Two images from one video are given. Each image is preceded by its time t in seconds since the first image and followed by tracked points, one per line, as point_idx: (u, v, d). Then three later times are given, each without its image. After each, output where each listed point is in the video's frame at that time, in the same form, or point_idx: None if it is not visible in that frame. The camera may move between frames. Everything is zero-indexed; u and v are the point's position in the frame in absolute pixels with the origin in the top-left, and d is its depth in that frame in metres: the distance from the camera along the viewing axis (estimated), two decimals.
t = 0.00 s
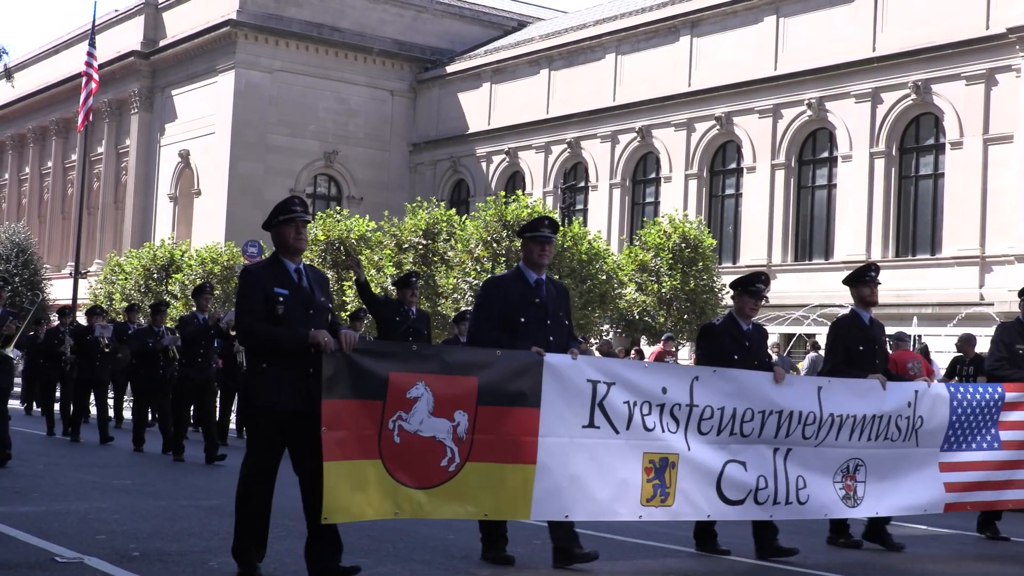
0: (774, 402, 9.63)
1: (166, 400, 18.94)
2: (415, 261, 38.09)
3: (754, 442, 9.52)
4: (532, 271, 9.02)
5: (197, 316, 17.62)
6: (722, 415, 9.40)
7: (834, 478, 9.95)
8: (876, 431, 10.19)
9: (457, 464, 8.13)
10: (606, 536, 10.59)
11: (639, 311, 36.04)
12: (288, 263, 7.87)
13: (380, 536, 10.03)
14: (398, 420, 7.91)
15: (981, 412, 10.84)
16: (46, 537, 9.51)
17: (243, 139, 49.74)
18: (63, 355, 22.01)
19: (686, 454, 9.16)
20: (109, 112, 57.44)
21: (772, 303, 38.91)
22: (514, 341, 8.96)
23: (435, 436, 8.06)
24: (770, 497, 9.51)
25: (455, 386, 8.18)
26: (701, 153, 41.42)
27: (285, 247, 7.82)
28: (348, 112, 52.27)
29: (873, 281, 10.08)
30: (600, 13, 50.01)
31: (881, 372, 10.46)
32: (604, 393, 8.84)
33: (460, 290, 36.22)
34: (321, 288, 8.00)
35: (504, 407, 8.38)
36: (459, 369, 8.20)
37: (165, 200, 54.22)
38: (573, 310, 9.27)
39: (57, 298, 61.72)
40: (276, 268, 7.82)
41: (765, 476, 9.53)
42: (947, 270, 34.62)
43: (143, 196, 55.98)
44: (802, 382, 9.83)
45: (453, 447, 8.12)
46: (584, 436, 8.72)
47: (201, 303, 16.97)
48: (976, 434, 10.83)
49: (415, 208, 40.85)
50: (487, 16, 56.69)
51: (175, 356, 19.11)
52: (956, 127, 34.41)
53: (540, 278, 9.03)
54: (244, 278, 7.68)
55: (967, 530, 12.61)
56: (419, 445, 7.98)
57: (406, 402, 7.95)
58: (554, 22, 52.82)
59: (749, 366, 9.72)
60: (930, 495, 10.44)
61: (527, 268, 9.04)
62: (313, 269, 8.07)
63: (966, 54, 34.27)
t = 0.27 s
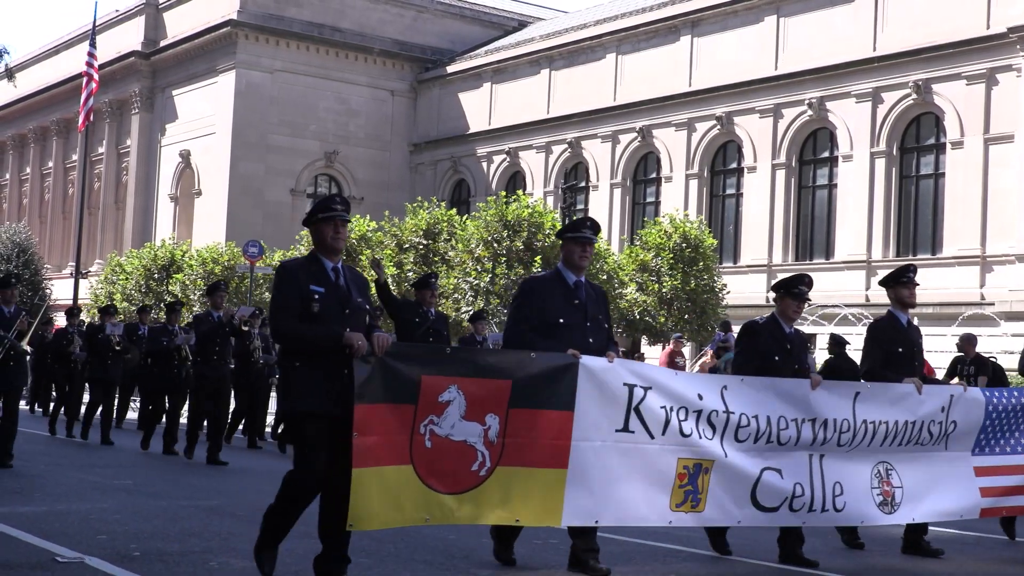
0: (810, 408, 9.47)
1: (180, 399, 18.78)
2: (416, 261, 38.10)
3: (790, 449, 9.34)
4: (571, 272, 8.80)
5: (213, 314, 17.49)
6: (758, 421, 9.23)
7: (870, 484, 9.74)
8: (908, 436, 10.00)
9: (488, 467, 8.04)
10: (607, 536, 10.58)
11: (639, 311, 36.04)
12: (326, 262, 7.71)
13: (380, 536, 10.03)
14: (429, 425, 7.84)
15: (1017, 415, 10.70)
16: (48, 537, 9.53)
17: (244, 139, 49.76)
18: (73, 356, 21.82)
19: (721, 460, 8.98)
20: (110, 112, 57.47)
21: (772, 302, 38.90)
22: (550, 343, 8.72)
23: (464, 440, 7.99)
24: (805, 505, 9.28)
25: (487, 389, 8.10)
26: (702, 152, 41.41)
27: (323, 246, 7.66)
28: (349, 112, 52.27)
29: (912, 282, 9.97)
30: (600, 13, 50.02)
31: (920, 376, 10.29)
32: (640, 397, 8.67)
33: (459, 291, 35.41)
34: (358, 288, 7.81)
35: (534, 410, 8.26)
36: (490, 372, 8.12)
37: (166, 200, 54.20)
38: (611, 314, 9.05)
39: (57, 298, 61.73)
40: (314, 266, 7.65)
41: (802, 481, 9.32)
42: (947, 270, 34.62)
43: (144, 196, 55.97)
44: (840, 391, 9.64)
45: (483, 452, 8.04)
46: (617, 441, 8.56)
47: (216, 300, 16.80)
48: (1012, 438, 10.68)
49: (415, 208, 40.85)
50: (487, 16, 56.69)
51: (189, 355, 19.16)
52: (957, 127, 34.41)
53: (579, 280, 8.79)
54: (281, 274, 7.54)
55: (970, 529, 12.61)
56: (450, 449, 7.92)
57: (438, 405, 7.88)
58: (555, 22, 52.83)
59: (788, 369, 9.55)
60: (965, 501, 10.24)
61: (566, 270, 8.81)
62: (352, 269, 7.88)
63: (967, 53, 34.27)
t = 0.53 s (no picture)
0: (847, 406, 9.06)
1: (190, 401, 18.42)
2: (416, 262, 38.12)
3: (823, 447, 8.91)
4: (602, 267, 8.44)
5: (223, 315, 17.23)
6: (793, 419, 8.77)
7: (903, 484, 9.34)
8: (942, 436, 9.58)
9: (521, 470, 7.60)
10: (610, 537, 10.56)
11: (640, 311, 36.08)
12: (355, 260, 7.15)
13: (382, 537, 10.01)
14: (459, 427, 7.35)
15: None
16: (48, 537, 9.52)
17: (245, 139, 49.78)
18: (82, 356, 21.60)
19: (753, 458, 8.52)
20: (111, 112, 57.47)
21: (773, 303, 38.90)
22: (580, 338, 8.38)
23: (496, 442, 7.51)
24: (836, 505, 8.90)
25: (518, 388, 7.62)
26: (703, 153, 41.40)
27: (352, 243, 7.11)
28: (350, 112, 52.27)
29: (947, 279, 9.57)
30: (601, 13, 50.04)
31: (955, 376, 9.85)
32: (671, 395, 8.18)
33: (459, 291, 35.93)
34: (390, 289, 7.26)
35: (564, 409, 7.78)
36: (523, 371, 7.64)
37: (167, 201, 54.18)
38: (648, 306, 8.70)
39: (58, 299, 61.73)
40: (342, 264, 7.11)
41: (833, 481, 8.91)
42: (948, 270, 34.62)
43: (145, 196, 55.92)
44: (877, 388, 9.19)
45: (515, 453, 7.58)
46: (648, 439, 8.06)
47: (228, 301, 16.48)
48: None
49: (416, 208, 40.90)
50: (488, 17, 56.68)
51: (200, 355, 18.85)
52: (958, 128, 34.42)
53: (611, 274, 8.45)
54: (308, 274, 7.00)
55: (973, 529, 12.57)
56: (481, 453, 7.44)
57: (468, 407, 7.39)
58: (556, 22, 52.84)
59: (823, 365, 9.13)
60: (999, 503, 9.81)
61: (597, 264, 8.46)
62: (381, 268, 7.31)
63: (968, 54, 34.27)
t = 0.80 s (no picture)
0: (886, 412, 8.64)
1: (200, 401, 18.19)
2: (416, 262, 38.11)
3: (859, 454, 8.52)
4: (630, 269, 8.10)
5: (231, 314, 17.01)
6: (829, 424, 8.38)
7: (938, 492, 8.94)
8: (976, 442, 9.17)
9: (550, 477, 7.30)
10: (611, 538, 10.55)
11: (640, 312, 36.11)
12: (377, 257, 6.88)
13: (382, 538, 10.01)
14: (485, 431, 7.11)
15: None
16: (48, 537, 9.53)
17: (246, 139, 49.80)
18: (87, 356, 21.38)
19: (788, 466, 8.16)
20: (112, 112, 57.47)
21: (773, 304, 38.91)
22: (611, 344, 7.97)
23: (525, 447, 7.23)
24: (874, 515, 8.52)
25: (547, 392, 7.33)
26: (704, 154, 41.40)
27: (372, 239, 6.86)
28: (350, 113, 52.27)
29: (982, 281, 9.40)
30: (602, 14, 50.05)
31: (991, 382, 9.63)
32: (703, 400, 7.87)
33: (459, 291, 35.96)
34: (415, 283, 6.98)
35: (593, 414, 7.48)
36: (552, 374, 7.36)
37: (168, 201, 54.18)
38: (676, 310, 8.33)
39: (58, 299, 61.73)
40: (364, 261, 6.85)
41: (870, 490, 8.53)
42: (948, 271, 34.59)
43: (145, 196, 55.89)
44: (913, 390, 8.79)
45: (543, 460, 7.28)
46: (679, 446, 7.76)
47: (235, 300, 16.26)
48: None
49: (416, 209, 40.93)
50: (489, 17, 56.66)
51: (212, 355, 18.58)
52: (958, 129, 34.42)
53: (639, 276, 8.10)
54: (329, 275, 6.77)
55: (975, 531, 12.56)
56: (508, 458, 7.16)
57: (494, 410, 7.13)
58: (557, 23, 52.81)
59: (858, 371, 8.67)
60: None
61: (625, 268, 8.13)
62: (405, 261, 7.05)
63: (969, 55, 34.27)
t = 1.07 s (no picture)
0: (922, 412, 8.59)
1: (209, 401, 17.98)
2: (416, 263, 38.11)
3: (898, 455, 8.43)
4: (663, 263, 7.76)
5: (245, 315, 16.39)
6: (866, 423, 8.27)
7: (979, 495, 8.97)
8: (1015, 444, 9.22)
9: (581, 477, 6.96)
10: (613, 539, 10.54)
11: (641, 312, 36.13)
12: (406, 252, 6.89)
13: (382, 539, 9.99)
14: (518, 430, 6.82)
15: None
16: (46, 537, 9.52)
17: (246, 139, 49.81)
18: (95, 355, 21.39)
19: (826, 467, 7.97)
20: (112, 113, 57.50)
21: (773, 305, 38.95)
22: (645, 341, 7.61)
23: (557, 447, 6.92)
24: (905, 517, 8.43)
25: (582, 390, 7.00)
26: (704, 154, 41.40)
27: (402, 234, 6.86)
28: (350, 113, 52.27)
29: (1019, 279, 9.41)
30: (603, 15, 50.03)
31: None
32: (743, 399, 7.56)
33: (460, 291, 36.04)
34: (442, 279, 7.02)
35: (632, 412, 7.11)
36: (587, 371, 7.02)
37: (168, 201, 54.20)
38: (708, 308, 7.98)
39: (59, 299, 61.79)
40: (394, 256, 6.85)
41: (908, 493, 8.45)
42: (948, 272, 34.60)
43: (145, 195, 55.90)
44: (953, 388, 8.80)
45: (576, 461, 6.96)
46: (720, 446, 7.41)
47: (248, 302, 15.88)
48: None
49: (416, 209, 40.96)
50: (490, 18, 56.65)
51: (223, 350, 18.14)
52: (959, 130, 34.42)
53: (672, 271, 7.75)
54: (359, 269, 6.73)
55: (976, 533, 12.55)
56: (541, 458, 6.85)
57: (527, 409, 6.85)
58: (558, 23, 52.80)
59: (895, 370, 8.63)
60: None
61: (657, 261, 7.78)
62: (432, 258, 7.08)
63: (969, 56, 34.27)
